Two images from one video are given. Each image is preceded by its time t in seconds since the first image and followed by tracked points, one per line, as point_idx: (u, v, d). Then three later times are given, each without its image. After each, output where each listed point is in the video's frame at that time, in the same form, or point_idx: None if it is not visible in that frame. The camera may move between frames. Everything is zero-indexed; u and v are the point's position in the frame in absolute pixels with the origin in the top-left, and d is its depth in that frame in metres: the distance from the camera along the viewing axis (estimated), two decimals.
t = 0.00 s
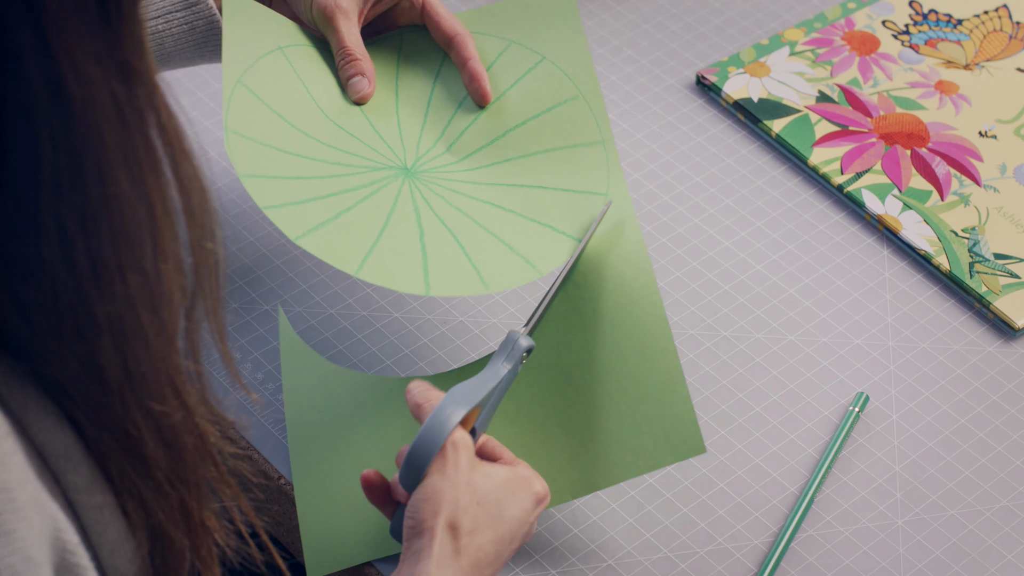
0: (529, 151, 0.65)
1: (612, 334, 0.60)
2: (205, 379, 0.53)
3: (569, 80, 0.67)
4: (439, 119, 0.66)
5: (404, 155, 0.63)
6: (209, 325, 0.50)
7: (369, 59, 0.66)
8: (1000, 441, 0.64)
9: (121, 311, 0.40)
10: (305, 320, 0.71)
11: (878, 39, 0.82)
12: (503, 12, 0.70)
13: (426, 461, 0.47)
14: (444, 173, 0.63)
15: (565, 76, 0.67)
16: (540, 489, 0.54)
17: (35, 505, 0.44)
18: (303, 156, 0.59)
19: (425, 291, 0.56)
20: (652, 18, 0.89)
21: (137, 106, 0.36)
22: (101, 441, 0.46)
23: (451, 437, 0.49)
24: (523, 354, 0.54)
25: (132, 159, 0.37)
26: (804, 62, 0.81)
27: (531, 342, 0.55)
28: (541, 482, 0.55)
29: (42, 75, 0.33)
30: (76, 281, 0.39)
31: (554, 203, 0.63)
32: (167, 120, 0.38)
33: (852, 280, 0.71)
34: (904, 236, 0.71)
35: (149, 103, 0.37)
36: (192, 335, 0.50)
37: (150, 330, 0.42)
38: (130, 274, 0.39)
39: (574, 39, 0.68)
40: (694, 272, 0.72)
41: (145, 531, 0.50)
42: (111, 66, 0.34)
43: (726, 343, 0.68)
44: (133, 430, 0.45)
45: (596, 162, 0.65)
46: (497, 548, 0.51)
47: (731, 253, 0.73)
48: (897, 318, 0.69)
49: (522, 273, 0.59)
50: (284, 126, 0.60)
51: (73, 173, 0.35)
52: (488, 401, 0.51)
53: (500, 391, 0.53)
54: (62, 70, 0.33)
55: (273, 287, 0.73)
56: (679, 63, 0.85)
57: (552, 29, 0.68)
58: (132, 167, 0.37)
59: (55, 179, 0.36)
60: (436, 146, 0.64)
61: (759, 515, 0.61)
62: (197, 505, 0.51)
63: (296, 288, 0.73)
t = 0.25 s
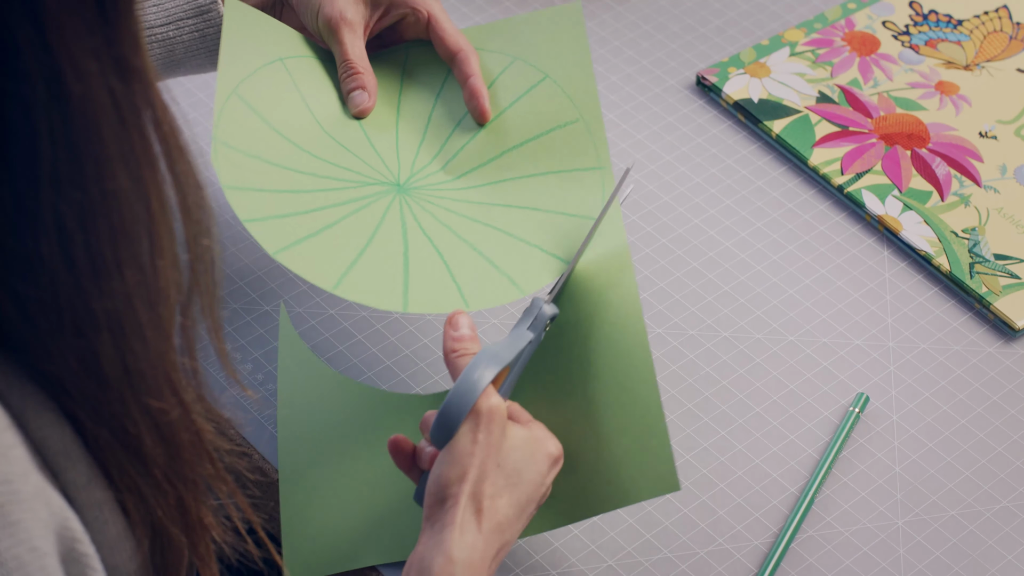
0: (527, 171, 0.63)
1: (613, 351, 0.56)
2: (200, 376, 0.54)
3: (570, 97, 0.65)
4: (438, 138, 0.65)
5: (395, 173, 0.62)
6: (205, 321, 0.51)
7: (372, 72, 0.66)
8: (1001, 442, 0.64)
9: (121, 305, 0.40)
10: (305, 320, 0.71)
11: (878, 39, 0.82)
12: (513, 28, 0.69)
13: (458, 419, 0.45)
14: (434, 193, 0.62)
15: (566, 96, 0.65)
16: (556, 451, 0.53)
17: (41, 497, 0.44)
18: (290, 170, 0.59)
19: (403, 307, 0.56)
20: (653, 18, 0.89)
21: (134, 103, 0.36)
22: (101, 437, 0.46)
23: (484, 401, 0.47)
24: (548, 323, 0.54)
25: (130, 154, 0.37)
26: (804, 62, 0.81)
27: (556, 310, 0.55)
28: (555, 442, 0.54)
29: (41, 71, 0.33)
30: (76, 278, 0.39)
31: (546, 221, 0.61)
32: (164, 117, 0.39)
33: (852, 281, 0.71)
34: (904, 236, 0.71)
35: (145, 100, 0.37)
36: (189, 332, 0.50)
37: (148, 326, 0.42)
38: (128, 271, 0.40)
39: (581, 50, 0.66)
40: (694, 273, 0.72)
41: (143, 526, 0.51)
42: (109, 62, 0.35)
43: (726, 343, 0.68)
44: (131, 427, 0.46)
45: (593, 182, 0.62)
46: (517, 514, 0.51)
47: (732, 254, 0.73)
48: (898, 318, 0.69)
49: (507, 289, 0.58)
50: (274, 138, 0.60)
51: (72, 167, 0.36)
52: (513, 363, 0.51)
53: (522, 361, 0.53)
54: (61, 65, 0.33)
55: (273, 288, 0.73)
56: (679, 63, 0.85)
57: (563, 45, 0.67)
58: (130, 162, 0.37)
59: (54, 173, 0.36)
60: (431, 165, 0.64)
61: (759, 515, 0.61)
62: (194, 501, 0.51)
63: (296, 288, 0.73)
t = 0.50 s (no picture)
0: (524, 167, 0.63)
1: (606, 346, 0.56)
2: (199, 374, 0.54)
3: (570, 95, 0.66)
4: (436, 135, 0.65)
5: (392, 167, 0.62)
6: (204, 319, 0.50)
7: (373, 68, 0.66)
8: (1002, 443, 0.64)
9: (121, 304, 0.40)
10: (306, 322, 0.71)
11: (879, 41, 0.82)
12: (515, 27, 0.69)
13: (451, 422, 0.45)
14: (431, 188, 0.62)
15: (566, 94, 0.66)
16: (560, 456, 0.54)
17: (39, 498, 0.44)
18: (287, 159, 0.59)
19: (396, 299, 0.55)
20: (654, 20, 0.89)
21: (133, 100, 0.36)
22: (101, 437, 0.46)
23: (477, 408, 0.49)
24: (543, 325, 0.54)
25: (130, 153, 0.37)
26: (805, 63, 0.81)
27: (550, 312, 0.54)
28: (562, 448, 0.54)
29: (42, 69, 0.33)
30: (76, 276, 0.39)
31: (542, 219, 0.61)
32: (163, 115, 0.39)
33: (853, 282, 0.71)
34: (905, 238, 0.71)
35: (144, 97, 0.37)
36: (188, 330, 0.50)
37: (148, 324, 0.42)
38: (128, 269, 0.40)
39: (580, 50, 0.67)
40: (695, 274, 0.72)
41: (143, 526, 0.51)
42: (108, 59, 0.35)
43: (727, 345, 0.68)
44: (132, 425, 0.46)
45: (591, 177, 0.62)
46: (524, 520, 0.51)
47: (733, 256, 0.73)
48: (899, 320, 0.69)
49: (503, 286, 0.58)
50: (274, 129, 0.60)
51: (73, 165, 0.36)
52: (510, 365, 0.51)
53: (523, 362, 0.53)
54: (60, 62, 0.33)
55: (274, 289, 0.73)
56: (680, 64, 0.85)
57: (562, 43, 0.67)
58: (131, 159, 0.37)
59: (55, 172, 0.36)
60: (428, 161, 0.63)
61: (760, 517, 0.61)
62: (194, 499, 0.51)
63: (296, 289, 0.73)
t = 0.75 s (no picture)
0: (519, 166, 0.63)
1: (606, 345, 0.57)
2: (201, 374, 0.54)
3: (568, 96, 0.65)
4: (433, 130, 0.65)
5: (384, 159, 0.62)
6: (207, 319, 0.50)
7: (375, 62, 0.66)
8: (1005, 446, 0.64)
9: (125, 304, 0.41)
10: (308, 324, 0.71)
11: (881, 43, 0.82)
12: (519, 27, 0.69)
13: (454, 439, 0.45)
14: (423, 181, 0.61)
15: (564, 96, 0.65)
16: (567, 464, 0.54)
17: (40, 503, 0.44)
18: (278, 149, 0.59)
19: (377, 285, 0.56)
20: (656, 22, 0.89)
21: (136, 100, 0.37)
22: (101, 438, 0.46)
23: (478, 421, 0.49)
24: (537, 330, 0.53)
25: (134, 152, 0.38)
26: (808, 66, 0.81)
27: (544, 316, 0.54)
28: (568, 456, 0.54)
29: (47, 68, 0.34)
30: (79, 276, 0.39)
31: (533, 218, 0.61)
32: (167, 116, 0.39)
33: (856, 285, 0.71)
34: (908, 240, 0.71)
35: (147, 97, 0.38)
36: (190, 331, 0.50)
37: (152, 325, 0.42)
38: (131, 269, 0.40)
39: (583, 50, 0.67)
40: (697, 276, 0.72)
41: (144, 527, 0.51)
42: (112, 59, 0.35)
43: (730, 347, 0.68)
44: (133, 424, 0.46)
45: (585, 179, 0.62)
46: (533, 530, 0.51)
47: (735, 258, 0.73)
48: (901, 322, 0.69)
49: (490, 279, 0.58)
50: (268, 120, 0.61)
51: (78, 166, 0.36)
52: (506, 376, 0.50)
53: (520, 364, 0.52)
54: (65, 62, 0.34)
55: (277, 291, 0.73)
56: (682, 67, 0.85)
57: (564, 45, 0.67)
58: (135, 157, 0.38)
59: (60, 172, 0.36)
60: (423, 156, 0.63)
61: (762, 519, 0.61)
62: (195, 499, 0.52)
63: (298, 291, 0.73)
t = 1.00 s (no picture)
0: (520, 172, 0.63)
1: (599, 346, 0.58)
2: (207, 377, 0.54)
3: (573, 104, 0.65)
4: (436, 132, 0.65)
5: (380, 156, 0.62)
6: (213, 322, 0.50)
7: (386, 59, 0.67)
8: (1010, 451, 0.64)
9: (133, 306, 0.41)
10: (314, 328, 0.71)
11: (887, 48, 0.82)
12: (530, 32, 0.69)
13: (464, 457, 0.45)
14: (418, 181, 0.61)
15: (568, 104, 0.65)
16: (574, 474, 0.54)
17: (46, 508, 0.44)
18: (274, 139, 0.61)
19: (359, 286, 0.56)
20: (662, 27, 0.89)
21: (144, 102, 0.36)
22: (108, 443, 0.46)
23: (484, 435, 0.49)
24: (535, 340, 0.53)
25: (141, 153, 0.37)
26: (813, 71, 0.81)
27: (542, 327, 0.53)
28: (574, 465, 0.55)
29: (54, 70, 0.33)
30: (87, 280, 0.39)
31: (526, 222, 0.61)
32: (173, 118, 0.39)
33: (861, 290, 0.71)
34: (913, 246, 0.71)
35: (153, 97, 0.37)
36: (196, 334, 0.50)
37: (159, 327, 0.43)
38: (139, 271, 0.40)
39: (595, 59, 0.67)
40: (703, 281, 0.72)
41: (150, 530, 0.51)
42: (121, 60, 0.34)
43: (735, 352, 0.68)
44: (140, 429, 0.46)
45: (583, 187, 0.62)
46: (545, 540, 0.52)
47: (740, 263, 0.73)
48: (906, 328, 0.69)
49: (474, 278, 0.57)
50: (269, 112, 0.62)
51: (85, 167, 0.36)
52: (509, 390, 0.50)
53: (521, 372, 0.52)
54: (72, 60, 0.33)
55: (283, 295, 0.73)
56: (688, 72, 0.85)
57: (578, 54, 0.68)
58: (142, 159, 0.37)
59: (67, 174, 0.36)
60: (422, 157, 0.63)
61: (767, 525, 0.61)
62: (201, 503, 0.52)
63: (303, 296, 0.73)
